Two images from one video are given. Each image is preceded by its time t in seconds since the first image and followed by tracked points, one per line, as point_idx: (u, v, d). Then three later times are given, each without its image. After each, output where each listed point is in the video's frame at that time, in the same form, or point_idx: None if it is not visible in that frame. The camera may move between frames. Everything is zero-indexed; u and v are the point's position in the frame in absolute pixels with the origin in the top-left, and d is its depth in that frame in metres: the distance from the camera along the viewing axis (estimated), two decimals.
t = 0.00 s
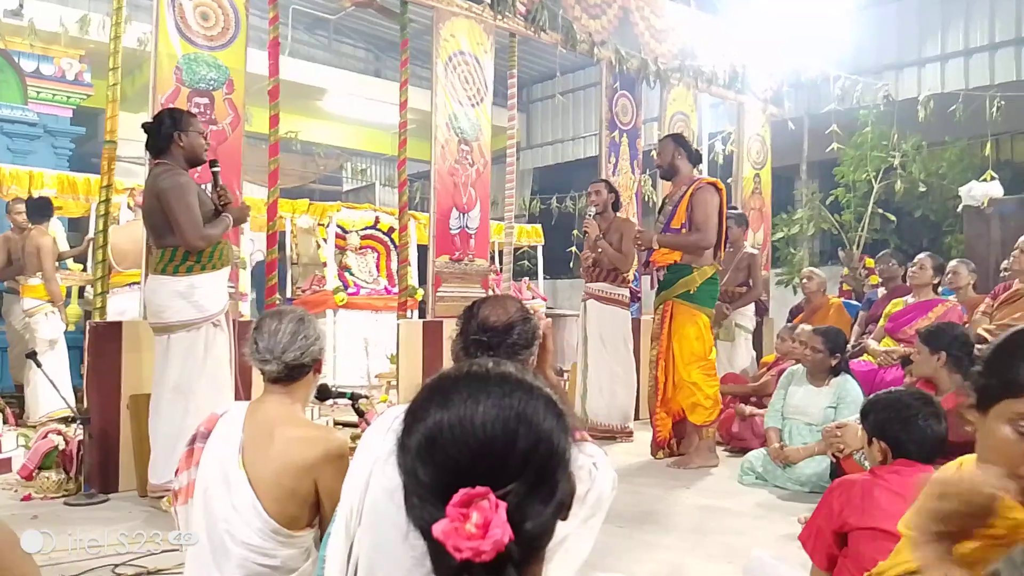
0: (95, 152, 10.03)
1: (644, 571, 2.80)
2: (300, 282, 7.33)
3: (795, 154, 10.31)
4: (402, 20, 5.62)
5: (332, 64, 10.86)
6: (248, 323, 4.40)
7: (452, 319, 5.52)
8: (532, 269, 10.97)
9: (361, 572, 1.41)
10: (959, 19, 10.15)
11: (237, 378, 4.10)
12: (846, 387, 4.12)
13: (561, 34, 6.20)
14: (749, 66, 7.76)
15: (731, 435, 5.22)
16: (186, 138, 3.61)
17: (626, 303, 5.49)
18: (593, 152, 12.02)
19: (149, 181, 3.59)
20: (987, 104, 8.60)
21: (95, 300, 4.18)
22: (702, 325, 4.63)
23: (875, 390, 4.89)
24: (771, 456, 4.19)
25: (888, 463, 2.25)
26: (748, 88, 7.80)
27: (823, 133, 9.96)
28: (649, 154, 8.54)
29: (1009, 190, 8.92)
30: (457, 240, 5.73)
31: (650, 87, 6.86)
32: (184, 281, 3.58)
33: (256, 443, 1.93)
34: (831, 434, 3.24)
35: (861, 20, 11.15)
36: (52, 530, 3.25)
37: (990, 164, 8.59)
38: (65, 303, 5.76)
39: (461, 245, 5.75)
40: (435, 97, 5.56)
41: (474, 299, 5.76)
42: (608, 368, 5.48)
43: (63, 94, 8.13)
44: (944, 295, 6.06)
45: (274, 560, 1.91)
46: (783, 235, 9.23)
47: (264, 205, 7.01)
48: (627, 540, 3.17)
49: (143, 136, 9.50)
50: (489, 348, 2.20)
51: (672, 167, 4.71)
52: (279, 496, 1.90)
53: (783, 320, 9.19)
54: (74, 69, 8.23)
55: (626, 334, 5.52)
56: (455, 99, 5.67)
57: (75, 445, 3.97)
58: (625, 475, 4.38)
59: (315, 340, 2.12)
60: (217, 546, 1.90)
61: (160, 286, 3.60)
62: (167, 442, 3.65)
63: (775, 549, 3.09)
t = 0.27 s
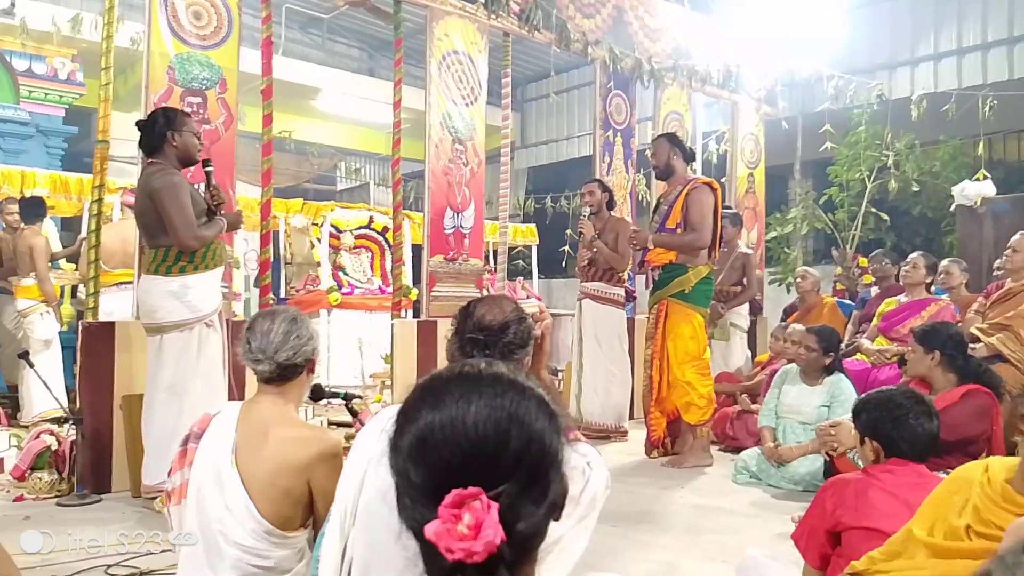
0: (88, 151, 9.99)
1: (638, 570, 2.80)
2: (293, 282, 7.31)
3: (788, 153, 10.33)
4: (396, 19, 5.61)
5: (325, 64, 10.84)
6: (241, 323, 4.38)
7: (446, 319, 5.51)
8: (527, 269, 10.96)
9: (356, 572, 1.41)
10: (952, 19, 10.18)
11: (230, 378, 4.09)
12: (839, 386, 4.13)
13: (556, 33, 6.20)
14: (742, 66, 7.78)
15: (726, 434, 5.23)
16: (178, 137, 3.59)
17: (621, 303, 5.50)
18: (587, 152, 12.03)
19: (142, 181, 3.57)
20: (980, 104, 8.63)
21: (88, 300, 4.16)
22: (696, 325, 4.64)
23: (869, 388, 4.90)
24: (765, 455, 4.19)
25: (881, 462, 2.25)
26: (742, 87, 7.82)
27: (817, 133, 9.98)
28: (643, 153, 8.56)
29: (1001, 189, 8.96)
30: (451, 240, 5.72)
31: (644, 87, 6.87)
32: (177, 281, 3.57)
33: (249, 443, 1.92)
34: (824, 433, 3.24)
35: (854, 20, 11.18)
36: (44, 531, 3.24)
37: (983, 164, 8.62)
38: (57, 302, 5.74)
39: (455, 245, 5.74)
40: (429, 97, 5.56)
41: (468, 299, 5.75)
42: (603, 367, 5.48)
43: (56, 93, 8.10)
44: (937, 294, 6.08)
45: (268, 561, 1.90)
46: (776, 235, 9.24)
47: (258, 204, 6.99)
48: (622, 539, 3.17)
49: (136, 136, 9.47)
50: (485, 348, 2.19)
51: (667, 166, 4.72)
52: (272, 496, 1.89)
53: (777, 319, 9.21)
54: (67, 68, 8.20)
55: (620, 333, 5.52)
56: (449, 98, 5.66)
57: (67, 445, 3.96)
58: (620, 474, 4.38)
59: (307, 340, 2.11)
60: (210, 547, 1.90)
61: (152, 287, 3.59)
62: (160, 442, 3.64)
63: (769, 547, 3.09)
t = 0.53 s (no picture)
0: (89, 151, 10.01)
1: (639, 570, 2.80)
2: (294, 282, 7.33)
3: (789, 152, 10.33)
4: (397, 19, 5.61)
5: (326, 63, 10.84)
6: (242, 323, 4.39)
7: (447, 319, 5.52)
8: (528, 268, 10.96)
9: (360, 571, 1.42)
10: (953, 18, 10.18)
11: (232, 379, 4.09)
12: (840, 385, 4.13)
13: (556, 32, 6.19)
14: (743, 65, 7.78)
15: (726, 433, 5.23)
16: (180, 137, 3.59)
17: (622, 302, 5.50)
18: (588, 151, 12.04)
19: (143, 181, 3.58)
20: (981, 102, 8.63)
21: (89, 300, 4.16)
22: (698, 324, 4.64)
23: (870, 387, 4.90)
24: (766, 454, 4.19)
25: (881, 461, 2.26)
26: (742, 86, 7.82)
27: (818, 132, 9.98)
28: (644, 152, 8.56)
29: (1002, 188, 8.98)
30: (452, 240, 5.72)
31: (645, 85, 6.87)
32: (178, 281, 3.58)
33: (250, 444, 1.92)
34: (825, 431, 3.24)
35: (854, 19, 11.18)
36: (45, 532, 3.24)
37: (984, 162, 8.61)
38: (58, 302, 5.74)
39: (456, 244, 5.74)
40: (430, 96, 5.56)
41: (469, 298, 5.75)
42: (604, 366, 5.48)
43: (56, 94, 8.11)
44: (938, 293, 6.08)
45: (269, 561, 1.90)
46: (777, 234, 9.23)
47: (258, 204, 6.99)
48: (622, 539, 3.17)
49: (137, 136, 9.48)
50: (488, 347, 2.19)
51: (669, 165, 4.71)
52: (273, 497, 1.89)
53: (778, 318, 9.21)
54: (67, 69, 8.19)
55: (622, 332, 5.51)
56: (449, 97, 5.67)
57: (69, 445, 3.96)
58: (620, 473, 4.38)
59: (305, 340, 2.11)
60: (212, 547, 1.90)
61: (153, 287, 3.59)
62: (160, 442, 3.64)
63: (770, 547, 3.09)
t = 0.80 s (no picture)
0: (80, 148, 9.96)
1: (631, 566, 2.80)
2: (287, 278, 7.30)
3: (782, 149, 10.35)
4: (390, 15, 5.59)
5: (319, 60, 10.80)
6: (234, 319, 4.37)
7: (440, 315, 5.51)
8: (521, 265, 10.96)
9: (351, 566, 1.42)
10: (945, 15, 10.20)
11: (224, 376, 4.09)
12: (832, 380, 4.15)
13: (549, 29, 6.19)
14: (736, 61, 7.79)
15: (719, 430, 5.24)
16: (172, 134, 3.58)
17: (616, 299, 5.50)
18: (581, 148, 12.03)
19: (135, 178, 3.56)
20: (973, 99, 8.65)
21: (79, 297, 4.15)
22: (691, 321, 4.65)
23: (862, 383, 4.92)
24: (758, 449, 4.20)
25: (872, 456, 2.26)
26: (736, 82, 7.83)
27: (810, 128, 9.99)
28: (638, 149, 8.56)
29: (994, 184, 9.02)
30: (445, 236, 5.72)
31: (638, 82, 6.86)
32: (171, 278, 3.56)
33: (240, 441, 1.92)
34: (817, 427, 3.25)
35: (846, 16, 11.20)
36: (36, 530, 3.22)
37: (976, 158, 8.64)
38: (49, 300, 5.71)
39: (449, 241, 5.73)
40: (423, 93, 5.55)
41: (462, 295, 5.75)
42: (598, 363, 5.49)
43: (47, 90, 8.06)
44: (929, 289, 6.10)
45: (260, 558, 1.90)
46: (770, 230, 9.24)
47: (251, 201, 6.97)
48: (615, 535, 3.17)
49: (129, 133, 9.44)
50: (480, 343, 2.19)
51: (663, 162, 4.69)
52: (265, 493, 1.89)
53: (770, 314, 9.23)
54: (58, 65, 8.13)
55: (615, 329, 5.52)
56: (442, 94, 5.66)
57: (59, 443, 3.94)
58: (614, 469, 4.38)
59: (290, 337, 2.10)
60: (203, 545, 1.89)
61: (146, 284, 3.58)
62: (153, 439, 3.63)
63: (762, 542, 3.10)
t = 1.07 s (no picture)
0: (73, 145, 9.93)
1: (625, 564, 2.81)
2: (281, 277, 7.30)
3: (776, 148, 10.37)
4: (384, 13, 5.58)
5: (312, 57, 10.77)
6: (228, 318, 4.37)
7: (434, 314, 5.50)
8: (516, 264, 10.96)
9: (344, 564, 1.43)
10: (938, 15, 10.23)
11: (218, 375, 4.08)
12: (825, 379, 4.16)
13: (544, 27, 6.19)
14: (729, 60, 7.79)
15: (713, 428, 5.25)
16: (165, 132, 3.56)
17: (610, 297, 5.50)
18: (576, 146, 12.04)
19: (128, 177, 3.55)
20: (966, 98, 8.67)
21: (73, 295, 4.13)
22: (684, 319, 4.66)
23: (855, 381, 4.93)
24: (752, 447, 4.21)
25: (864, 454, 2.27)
26: (729, 81, 7.83)
27: (804, 127, 10.01)
28: (632, 147, 8.56)
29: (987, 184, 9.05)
30: (439, 235, 5.71)
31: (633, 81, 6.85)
32: (164, 276, 3.55)
33: (233, 439, 1.91)
34: (810, 425, 3.25)
35: (840, 15, 11.22)
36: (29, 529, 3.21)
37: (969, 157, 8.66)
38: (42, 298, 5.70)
39: (443, 240, 5.73)
40: (417, 91, 5.54)
41: (457, 294, 5.74)
42: (592, 361, 5.49)
43: (40, 87, 8.02)
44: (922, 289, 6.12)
45: (254, 557, 1.90)
46: (764, 229, 9.24)
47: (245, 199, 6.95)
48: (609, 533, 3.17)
49: (122, 131, 9.40)
50: (476, 342, 2.19)
51: (660, 160, 4.69)
52: (258, 492, 1.89)
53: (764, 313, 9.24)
54: (51, 62, 8.09)
55: (610, 327, 5.52)
56: (437, 92, 5.65)
57: (53, 441, 3.93)
58: (608, 467, 4.39)
59: (282, 335, 2.10)
60: (195, 544, 1.89)
61: (139, 282, 3.57)
62: (147, 438, 3.61)
63: (756, 540, 3.11)
